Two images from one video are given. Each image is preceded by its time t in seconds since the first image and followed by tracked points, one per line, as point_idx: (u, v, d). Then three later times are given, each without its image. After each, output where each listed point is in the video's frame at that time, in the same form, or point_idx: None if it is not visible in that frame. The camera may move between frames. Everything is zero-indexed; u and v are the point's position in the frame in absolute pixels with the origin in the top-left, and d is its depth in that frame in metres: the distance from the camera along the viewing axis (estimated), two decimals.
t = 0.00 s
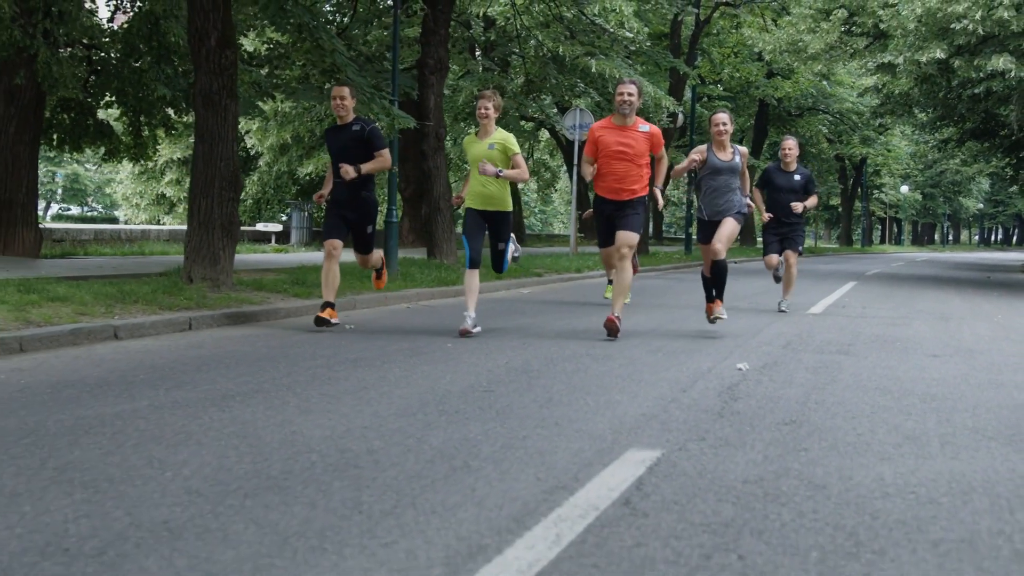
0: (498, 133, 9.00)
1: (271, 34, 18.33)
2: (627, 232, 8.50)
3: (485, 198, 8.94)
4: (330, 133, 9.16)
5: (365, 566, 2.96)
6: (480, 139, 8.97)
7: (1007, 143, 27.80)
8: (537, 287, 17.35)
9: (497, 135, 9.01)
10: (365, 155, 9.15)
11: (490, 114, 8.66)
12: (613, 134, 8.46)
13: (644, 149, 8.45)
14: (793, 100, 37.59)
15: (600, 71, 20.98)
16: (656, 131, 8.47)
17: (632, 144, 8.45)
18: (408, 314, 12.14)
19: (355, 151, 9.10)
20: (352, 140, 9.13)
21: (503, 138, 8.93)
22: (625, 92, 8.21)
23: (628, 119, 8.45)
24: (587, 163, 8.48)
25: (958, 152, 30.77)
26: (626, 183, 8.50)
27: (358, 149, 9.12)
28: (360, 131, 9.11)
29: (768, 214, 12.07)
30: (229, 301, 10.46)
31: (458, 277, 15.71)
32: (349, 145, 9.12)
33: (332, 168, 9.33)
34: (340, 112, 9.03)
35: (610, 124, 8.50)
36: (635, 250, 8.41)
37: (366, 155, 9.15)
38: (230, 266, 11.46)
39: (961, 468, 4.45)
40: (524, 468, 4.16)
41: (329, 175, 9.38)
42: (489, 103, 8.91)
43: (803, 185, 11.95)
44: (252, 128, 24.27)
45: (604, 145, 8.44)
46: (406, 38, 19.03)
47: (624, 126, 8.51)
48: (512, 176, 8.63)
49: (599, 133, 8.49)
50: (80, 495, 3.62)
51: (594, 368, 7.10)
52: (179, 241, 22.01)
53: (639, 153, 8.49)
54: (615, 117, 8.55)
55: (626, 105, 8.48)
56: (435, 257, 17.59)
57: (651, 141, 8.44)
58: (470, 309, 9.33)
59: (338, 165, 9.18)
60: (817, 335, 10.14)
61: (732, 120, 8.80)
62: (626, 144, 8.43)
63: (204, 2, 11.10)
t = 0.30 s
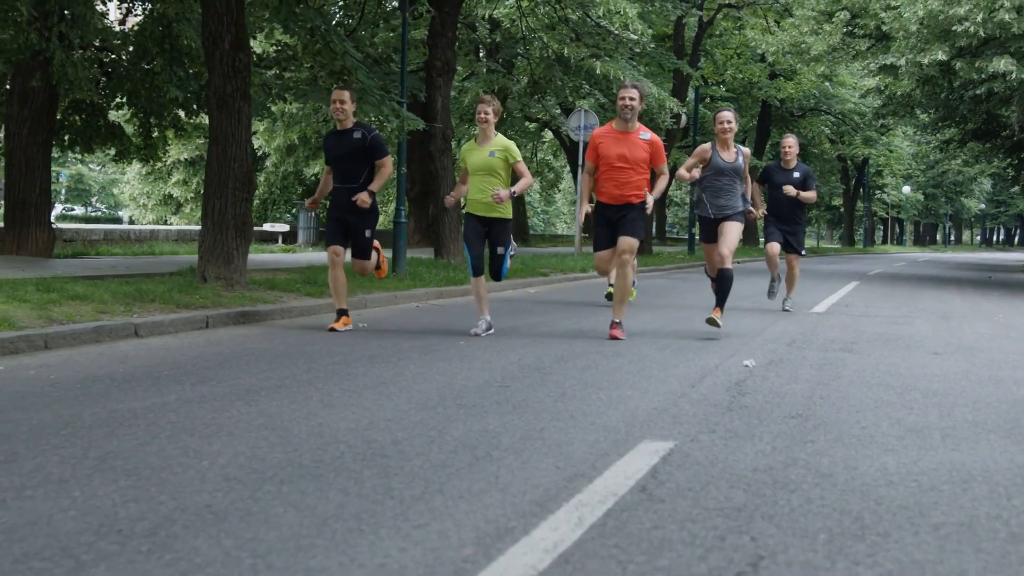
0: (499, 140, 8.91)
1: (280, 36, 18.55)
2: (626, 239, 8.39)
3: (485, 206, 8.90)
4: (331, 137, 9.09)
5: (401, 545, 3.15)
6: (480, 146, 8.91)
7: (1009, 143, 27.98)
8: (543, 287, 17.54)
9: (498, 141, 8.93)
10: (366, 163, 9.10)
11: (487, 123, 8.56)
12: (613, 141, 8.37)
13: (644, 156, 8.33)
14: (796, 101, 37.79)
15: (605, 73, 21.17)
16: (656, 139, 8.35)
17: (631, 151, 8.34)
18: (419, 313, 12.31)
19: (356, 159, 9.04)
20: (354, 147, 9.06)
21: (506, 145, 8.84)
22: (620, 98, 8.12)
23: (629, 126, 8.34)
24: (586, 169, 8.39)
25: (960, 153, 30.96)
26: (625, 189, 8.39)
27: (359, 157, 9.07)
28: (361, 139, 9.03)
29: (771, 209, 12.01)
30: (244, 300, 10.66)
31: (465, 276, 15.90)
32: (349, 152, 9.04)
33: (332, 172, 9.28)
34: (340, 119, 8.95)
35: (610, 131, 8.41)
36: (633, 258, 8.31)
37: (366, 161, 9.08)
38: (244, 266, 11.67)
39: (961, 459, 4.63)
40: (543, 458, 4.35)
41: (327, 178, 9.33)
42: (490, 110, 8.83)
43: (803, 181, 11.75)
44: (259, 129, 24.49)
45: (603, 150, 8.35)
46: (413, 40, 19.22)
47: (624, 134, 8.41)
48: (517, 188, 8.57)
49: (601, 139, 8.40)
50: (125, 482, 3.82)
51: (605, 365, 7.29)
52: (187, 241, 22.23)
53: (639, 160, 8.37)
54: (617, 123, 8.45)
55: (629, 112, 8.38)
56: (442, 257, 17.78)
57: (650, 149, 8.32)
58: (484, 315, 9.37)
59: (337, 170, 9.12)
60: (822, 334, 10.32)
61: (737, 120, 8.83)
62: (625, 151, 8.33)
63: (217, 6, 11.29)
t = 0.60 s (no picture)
0: (500, 142, 9.01)
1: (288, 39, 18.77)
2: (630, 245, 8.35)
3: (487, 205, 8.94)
4: (330, 138, 9.12)
5: (432, 527, 3.35)
6: (482, 146, 8.97)
7: (1010, 146, 28.18)
8: (548, 287, 17.74)
9: (499, 142, 9.02)
10: (368, 163, 9.14)
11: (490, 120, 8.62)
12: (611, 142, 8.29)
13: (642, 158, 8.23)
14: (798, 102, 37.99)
15: (610, 75, 21.38)
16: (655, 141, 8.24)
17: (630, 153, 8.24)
18: (428, 313, 12.49)
19: (359, 160, 9.07)
20: (355, 148, 9.08)
21: (507, 145, 8.92)
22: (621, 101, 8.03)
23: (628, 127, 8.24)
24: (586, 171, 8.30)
25: (961, 155, 31.16)
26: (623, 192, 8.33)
27: (362, 158, 9.09)
28: (363, 140, 9.07)
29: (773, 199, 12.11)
30: (258, 299, 10.86)
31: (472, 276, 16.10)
32: (350, 152, 9.07)
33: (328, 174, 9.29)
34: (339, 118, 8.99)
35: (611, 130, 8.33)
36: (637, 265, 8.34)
37: (367, 162, 9.12)
38: (256, 265, 11.87)
39: (960, 451, 4.82)
40: (560, 449, 4.55)
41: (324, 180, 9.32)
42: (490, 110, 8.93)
43: (802, 175, 11.75)
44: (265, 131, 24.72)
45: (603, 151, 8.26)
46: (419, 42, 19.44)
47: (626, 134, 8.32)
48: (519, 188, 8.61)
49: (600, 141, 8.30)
50: (164, 470, 4.01)
51: (614, 362, 7.48)
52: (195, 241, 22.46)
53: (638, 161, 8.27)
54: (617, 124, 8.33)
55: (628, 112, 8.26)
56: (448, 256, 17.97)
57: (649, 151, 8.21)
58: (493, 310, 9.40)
59: (336, 170, 9.13)
60: (825, 333, 10.51)
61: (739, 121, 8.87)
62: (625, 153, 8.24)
63: (231, 10, 11.49)
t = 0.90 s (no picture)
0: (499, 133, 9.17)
1: (293, 41, 18.95)
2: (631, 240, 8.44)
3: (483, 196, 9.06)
4: (330, 130, 9.21)
5: (458, 511, 3.54)
6: (482, 137, 9.10)
7: (1008, 146, 28.37)
8: (551, 286, 17.93)
9: (499, 135, 9.16)
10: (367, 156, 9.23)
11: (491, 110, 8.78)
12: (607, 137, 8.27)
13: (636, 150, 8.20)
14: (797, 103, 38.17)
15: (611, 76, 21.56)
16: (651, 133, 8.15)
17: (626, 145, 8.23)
18: (435, 311, 12.68)
19: (359, 152, 9.16)
20: (356, 140, 9.17)
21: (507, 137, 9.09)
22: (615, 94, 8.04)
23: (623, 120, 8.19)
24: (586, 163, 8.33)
25: (959, 155, 31.35)
26: (622, 184, 8.35)
27: (361, 150, 9.19)
28: (364, 132, 9.17)
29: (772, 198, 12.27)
30: (268, 297, 11.05)
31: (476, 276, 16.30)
32: (350, 145, 9.17)
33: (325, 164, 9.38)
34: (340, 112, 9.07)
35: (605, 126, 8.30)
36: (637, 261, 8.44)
37: (366, 154, 9.21)
38: (265, 264, 12.06)
39: (957, 442, 5.01)
40: (574, 439, 4.74)
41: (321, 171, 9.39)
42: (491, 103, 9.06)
43: (798, 171, 11.86)
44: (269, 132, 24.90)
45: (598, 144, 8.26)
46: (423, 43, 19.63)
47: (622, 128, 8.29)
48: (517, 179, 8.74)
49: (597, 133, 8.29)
50: (198, 458, 4.21)
51: (621, 359, 7.68)
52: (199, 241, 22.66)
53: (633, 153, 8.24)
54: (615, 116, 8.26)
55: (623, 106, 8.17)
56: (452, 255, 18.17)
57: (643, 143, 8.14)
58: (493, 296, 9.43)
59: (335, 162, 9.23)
60: (826, 330, 10.70)
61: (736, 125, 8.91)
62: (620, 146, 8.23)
63: (241, 13, 11.68)
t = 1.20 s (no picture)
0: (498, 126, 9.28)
1: (299, 42, 19.19)
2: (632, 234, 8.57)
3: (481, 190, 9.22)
4: (330, 121, 9.23)
5: (485, 493, 3.76)
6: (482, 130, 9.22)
7: (1007, 146, 28.61)
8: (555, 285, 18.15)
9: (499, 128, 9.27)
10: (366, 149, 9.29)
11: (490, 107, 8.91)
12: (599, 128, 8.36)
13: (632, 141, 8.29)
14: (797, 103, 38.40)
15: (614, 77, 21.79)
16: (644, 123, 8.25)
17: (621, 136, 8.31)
18: (443, 309, 12.91)
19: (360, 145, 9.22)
20: (356, 133, 9.23)
21: (507, 130, 9.21)
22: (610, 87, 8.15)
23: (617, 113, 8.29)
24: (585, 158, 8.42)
25: (958, 155, 31.59)
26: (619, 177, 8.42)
27: (361, 143, 9.24)
28: (364, 125, 9.23)
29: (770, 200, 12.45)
30: (281, 296, 11.28)
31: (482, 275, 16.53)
32: (351, 136, 9.22)
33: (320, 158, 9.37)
34: (341, 104, 9.11)
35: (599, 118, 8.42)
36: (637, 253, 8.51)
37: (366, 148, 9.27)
38: (277, 263, 12.28)
39: (954, 433, 5.24)
40: (589, 430, 4.96)
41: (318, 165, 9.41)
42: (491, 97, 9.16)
43: (796, 173, 12.06)
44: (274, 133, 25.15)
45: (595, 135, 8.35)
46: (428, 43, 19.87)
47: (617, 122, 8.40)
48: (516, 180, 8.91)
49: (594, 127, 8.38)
50: (233, 447, 4.43)
51: (629, 356, 7.90)
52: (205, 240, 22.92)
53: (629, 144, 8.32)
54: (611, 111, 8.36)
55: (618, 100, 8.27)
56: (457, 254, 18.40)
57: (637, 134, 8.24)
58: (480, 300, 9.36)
59: (334, 153, 9.24)
60: (828, 328, 10.92)
61: (734, 120, 8.88)
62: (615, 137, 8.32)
63: (252, 16, 11.89)
